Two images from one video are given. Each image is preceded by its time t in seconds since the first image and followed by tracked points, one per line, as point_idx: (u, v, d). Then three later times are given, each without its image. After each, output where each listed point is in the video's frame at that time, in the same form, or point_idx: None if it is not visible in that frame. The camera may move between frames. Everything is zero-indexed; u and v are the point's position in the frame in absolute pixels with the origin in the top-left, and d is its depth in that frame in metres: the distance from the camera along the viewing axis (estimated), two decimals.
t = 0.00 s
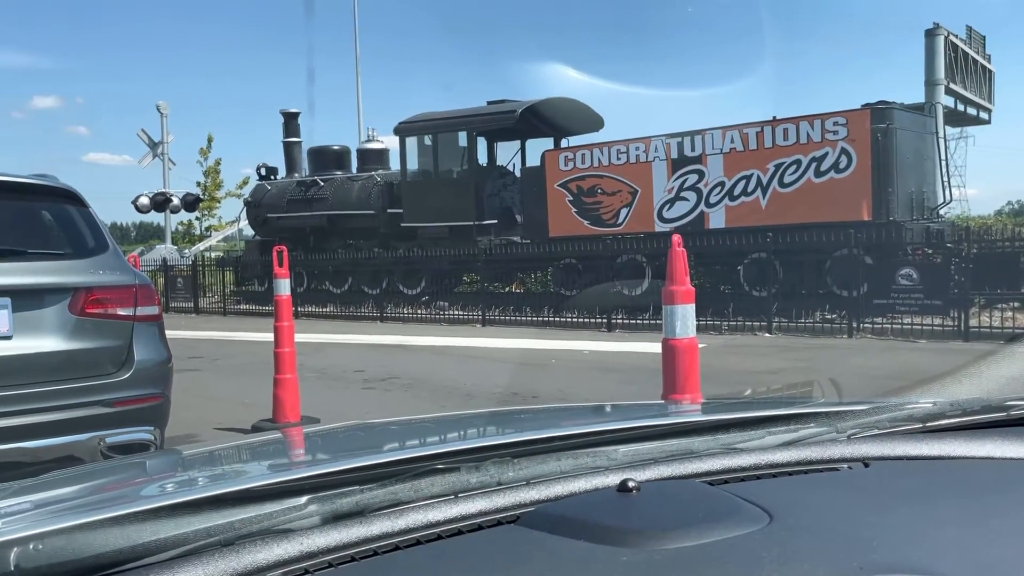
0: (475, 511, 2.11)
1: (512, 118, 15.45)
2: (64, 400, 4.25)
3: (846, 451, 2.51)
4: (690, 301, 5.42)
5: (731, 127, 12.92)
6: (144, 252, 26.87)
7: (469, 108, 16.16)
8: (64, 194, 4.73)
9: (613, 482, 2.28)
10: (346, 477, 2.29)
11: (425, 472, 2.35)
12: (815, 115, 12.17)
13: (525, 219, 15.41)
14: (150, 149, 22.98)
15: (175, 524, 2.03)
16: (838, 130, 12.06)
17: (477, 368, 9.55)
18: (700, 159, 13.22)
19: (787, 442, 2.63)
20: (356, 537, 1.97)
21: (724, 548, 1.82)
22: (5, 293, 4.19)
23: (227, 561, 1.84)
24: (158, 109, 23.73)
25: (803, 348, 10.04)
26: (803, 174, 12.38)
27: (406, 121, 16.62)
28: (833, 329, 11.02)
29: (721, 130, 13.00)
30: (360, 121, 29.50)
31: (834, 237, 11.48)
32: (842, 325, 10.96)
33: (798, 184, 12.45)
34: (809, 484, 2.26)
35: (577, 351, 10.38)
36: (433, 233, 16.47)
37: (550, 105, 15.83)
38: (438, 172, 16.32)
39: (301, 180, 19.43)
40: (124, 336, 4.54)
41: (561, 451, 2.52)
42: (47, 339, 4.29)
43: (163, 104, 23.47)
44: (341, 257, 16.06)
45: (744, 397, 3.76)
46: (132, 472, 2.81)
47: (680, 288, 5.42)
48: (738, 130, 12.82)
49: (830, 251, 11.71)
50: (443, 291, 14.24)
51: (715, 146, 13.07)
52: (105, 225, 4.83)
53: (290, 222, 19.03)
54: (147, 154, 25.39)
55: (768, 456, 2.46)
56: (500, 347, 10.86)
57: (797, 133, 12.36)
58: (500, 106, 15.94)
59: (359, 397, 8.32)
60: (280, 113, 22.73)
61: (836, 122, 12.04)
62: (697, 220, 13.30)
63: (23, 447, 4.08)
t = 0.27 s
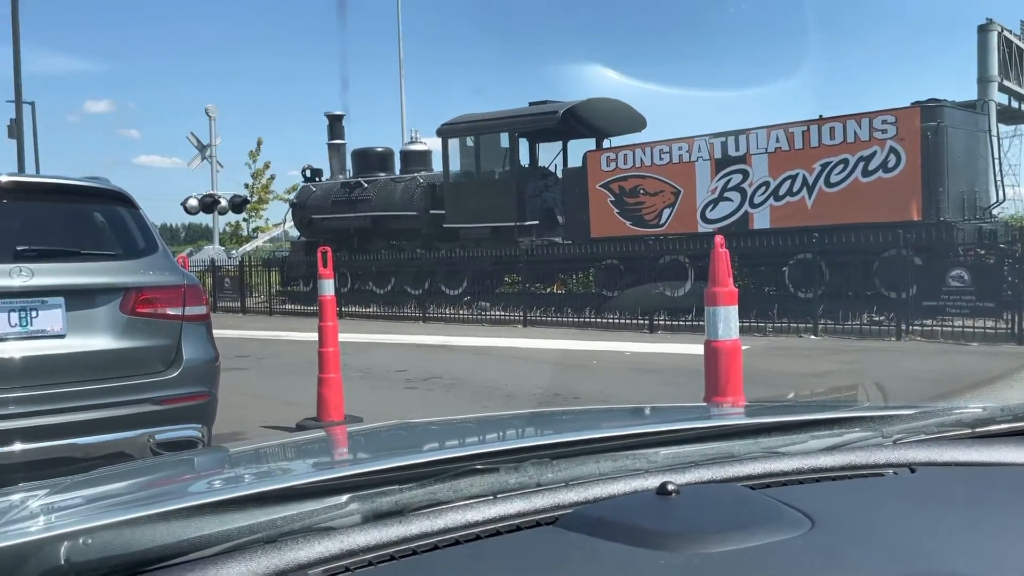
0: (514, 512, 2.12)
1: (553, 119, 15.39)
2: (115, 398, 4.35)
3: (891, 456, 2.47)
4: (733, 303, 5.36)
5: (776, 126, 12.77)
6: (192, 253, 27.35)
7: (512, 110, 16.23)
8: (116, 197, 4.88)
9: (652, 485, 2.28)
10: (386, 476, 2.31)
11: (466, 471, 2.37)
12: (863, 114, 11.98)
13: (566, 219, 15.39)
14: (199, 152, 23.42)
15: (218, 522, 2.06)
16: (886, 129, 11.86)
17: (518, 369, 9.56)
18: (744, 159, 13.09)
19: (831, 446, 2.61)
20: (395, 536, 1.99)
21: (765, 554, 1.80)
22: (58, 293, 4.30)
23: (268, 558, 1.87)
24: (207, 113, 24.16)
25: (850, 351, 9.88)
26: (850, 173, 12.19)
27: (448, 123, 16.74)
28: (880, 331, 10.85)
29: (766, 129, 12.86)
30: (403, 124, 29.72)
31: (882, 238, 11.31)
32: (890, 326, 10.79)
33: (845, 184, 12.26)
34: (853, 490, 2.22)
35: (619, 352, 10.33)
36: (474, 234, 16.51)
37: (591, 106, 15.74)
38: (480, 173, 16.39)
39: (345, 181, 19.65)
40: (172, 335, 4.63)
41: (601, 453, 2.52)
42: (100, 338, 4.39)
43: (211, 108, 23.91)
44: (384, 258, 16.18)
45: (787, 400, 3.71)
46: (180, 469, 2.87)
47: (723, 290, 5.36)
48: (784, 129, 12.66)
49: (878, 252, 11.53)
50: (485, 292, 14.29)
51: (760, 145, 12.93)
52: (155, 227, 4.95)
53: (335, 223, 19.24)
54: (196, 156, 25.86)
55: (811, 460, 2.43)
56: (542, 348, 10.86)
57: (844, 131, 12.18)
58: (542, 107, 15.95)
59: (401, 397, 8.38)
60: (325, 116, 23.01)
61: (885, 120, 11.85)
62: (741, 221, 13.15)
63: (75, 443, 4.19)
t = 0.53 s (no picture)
0: (609, 505, 2.20)
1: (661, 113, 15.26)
2: (233, 383, 4.57)
3: (1009, 465, 2.38)
4: (845, 303, 5.19)
5: (898, 118, 12.26)
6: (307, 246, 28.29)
7: (617, 104, 16.16)
8: (236, 191, 5.13)
9: (751, 485, 2.27)
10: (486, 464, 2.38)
11: (561, 463, 2.41)
12: (993, 104, 11.37)
13: (672, 215, 15.21)
14: (313, 149, 24.20)
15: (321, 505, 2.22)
16: (1019, 121, 11.24)
17: (621, 365, 9.52)
18: (862, 152, 12.64)
19: (943, 453, 2.58)
20: (494, 522, 2.14)
21: (867, 558, 1.76)
22: (183, 282, 4.55)
23: (374, 538, 2.09)
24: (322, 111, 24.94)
25: (973, 355, 9.41)
26: (978, 168, 11.62)
27: (554, 118, 16.82)
28: (1009, 335, 10.45)
29: (886, 121, 12.36)
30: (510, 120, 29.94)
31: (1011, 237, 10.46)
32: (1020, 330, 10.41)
33: (972, 179, 11.71)
34: (968, 499, 2.14)
35: (724, 351, 10.16)
36: (579, 229, 16.51)
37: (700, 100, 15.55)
38: (586, 168, 16.37)
39: (452, 177, 19.95)
40: (287, 324, 4.84)
41: (701, 450, 2.53)
42: (221, 326, 4.63)
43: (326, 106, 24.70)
44: (486, 251, 16.19)
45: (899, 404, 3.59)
46: (294, 451, 3.02)
47: (835, 288, 5.21)
48: (906, 121, 12.14)
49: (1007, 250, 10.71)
50: (588, 287, 14.30)
51: (879, 138, 12.45)
52: (272, 220, 5.16)
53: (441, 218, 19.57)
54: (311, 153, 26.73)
55: (922, 466, 2.35)
56: (645, 345, 10.78)
57: (972, 124, 11.60)
58: (648, 101, 15.82)
59: (504, 390, 8.47)
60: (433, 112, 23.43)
61: (1018, 111, 11.23)
62: (858, 217, 12.75)
63: (198, 425, 4.44)
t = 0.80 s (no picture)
0: (703, 504, 2.20)
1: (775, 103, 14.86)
2: (343, 368, 4.73)
3: None
4: (968, 302, 4.95)
5: None
6: (415, 237, 28.84)
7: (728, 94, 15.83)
8: (349, 184, 5.30)
9: (855, 490, 2.20)
10: (580, 456, 2.42)
11: (657, 461, 2.40)
12: None
13: (783, 207, 14.80)
14: (422, 141, 24.64)
15: (418, 489, 2.37)
16: None
17: (727, 361, 9.35)
18: (994, 142, 11.98)
19: None
20: (587, 515, 2.18)
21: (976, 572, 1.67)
22: (299, 271, 4.72)
23: (469, 525, 2.18)
24: (431, 104, 25.33)
25: None
26: None
27: (662, 108, 16.57)
28: None
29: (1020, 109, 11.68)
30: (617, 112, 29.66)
31: None
32: None
33: None
34: None
35: (835, 349, 9.83)
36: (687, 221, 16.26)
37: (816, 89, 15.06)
38: (695, 159, 16.09)
39: (558, 168, 19.94)
40: (395, 313, 4.96)
41: (803, 451, 2.48)
42: (333, 314, 4.78)
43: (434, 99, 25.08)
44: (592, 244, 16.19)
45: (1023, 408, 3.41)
46: (399, 436, 3.13)
47: (958, 287, 4.96)
48: None
49: None
50: (693, 281, 14.10)
51: (1013, 127, 11.78)
52: (383, 212, 5.29)
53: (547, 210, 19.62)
54: (420, 146, 27.16)
55: None
56: (752, 341, 10.54)
57: None
58: (761, 90, 15.41)
59: (606, 383, 8.44)
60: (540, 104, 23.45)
61: None
62: (988, 210, 12.13)
63: (310, 408, 4.62)
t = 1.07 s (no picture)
0: (826, 503, 2.13)
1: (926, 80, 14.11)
2: (467, 350, 4.82)
3: None
4: None
5: None
6: (541, 221, 28.91)
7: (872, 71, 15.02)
8: (477, 169, 5.37)
9: (992, 495, 2.11)
10: (698, 448, 2.44)
11: (778, 456, 2.39)
12: None
13: (931, 191, 13.96)
14: (550, 126, 24.64)
15: (534, 472, 2.42)
16: None
17: (863, 353, 8.95)
18: None
19: None
20: (701, 509, 2.14)
21: None
22: (426, 256, 4.82)
23: (581, 512, 2.19)
24: (560, 88, 25.26)
25: None
26: None
27: (801, 88, 15.94)
28: None
29: None
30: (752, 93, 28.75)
31: None
32: None
33: None
34: None
35: (984, 343, 9.25)
36: (825, 207, 15.61)
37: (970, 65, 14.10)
38: (835, 141, 15.44)
39: (688, 152, 19.54)
40: (518, 298, 5.00)
41: (936, 454, 2.42)
42: (458, 297, 4.86)
43: (563, 83, 25.02)
44: (723, 230, 15.88)
45: None
46: (520, 421, 3.18)
47: None
48: None
49: None
50: (831, 270, 13.61)
51: None
52: (508, 198, 5.34)
53: (676, 194, 19.26)
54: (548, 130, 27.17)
55: None
56: (892, 333, 10.05)
57: None
58: (909, 67, 14.60)
59: (733, 373, 8.25)
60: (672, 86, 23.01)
61: None
62: None
63: (436, 388, 4.74)
